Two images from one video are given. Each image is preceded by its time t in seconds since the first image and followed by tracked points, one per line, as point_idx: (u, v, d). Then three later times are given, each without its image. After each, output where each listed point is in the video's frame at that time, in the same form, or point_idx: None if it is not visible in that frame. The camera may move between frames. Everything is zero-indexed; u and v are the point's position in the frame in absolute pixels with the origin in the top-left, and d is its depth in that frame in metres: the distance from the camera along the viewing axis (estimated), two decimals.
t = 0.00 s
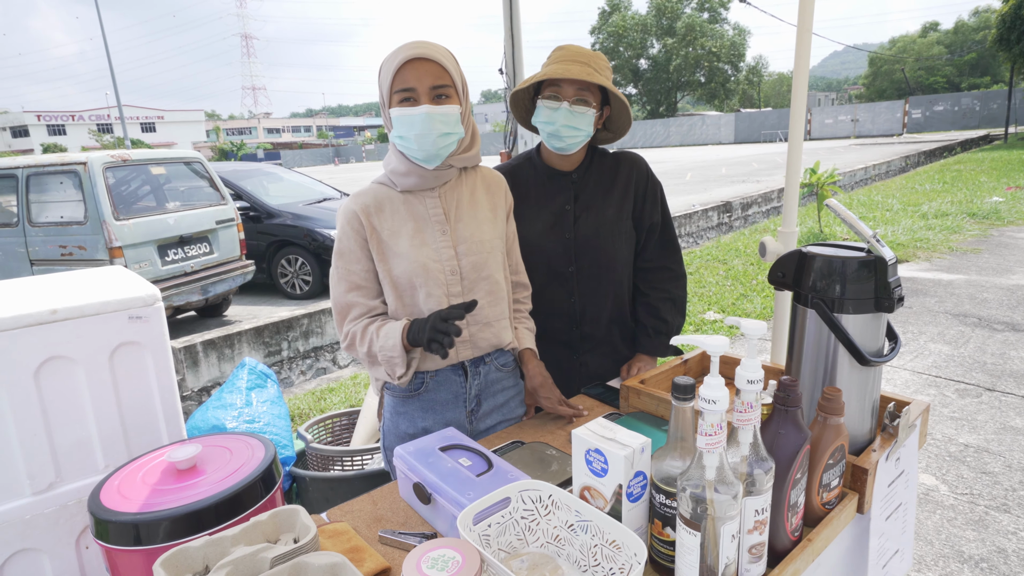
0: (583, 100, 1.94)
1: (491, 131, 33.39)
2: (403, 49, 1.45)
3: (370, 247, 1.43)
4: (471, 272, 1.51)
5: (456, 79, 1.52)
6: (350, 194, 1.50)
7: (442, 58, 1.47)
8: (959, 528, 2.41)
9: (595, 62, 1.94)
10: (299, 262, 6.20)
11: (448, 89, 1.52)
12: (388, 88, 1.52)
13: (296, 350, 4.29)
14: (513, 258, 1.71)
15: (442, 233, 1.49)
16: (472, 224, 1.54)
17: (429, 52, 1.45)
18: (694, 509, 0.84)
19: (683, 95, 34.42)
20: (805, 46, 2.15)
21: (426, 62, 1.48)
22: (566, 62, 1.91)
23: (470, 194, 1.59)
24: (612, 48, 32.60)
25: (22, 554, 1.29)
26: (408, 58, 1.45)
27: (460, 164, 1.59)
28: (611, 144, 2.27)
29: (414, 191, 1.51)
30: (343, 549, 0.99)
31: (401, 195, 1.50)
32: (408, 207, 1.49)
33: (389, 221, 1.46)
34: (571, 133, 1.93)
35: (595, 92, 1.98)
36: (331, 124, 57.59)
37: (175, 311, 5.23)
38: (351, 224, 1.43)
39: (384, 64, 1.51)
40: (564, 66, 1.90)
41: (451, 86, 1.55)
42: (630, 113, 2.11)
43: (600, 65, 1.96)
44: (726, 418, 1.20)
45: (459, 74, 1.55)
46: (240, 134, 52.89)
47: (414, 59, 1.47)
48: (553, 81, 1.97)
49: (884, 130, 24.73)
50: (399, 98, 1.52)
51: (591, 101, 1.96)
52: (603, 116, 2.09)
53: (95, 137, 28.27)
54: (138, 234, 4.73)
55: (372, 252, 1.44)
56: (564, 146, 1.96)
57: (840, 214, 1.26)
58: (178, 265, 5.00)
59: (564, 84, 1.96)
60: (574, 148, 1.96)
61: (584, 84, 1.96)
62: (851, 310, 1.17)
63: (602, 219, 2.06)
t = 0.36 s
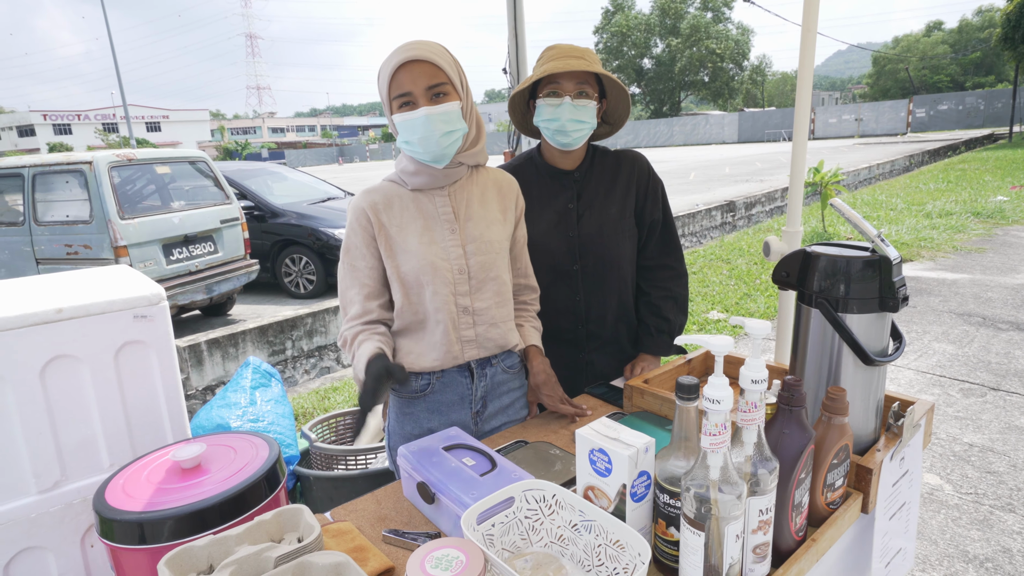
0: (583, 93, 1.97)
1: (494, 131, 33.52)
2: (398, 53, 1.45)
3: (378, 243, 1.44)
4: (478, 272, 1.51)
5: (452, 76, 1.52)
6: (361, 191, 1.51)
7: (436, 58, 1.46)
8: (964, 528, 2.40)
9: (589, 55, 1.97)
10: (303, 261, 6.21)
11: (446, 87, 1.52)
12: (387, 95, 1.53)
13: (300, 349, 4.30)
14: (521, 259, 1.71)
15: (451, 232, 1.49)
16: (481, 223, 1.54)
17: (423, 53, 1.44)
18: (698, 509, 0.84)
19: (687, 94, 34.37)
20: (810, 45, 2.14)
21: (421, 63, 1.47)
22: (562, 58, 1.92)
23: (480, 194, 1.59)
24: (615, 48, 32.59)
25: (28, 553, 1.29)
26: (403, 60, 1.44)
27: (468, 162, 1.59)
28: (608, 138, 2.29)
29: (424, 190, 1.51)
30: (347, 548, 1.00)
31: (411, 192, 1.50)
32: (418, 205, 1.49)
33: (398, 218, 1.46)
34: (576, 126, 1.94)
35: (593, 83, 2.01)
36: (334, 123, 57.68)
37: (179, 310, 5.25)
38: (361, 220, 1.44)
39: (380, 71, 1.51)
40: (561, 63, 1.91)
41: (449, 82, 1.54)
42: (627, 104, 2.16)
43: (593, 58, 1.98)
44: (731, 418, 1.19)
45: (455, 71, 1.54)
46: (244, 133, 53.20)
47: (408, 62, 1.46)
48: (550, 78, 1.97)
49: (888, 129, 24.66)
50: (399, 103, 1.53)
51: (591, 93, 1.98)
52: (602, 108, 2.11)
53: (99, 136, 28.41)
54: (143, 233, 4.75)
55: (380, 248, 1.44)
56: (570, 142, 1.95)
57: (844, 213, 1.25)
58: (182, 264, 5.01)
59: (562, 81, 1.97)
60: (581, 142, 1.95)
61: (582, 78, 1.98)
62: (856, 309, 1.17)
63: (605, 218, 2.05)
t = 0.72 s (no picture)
0: (578, 93, 1.96)
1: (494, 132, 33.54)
2: (393, 55, 1.45)
3: (378, 249, 1.43)
4: (478, 274, 1.51)
5: (448, 77, 1.52)
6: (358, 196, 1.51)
7: (432, 59, 1.46)
8: (967, 529, 2.39)
9: (587, 56, 1.97)
10: (305, 263, 6.21)
11: (441, 88, 1.52)
12: (383, 95, 1.53)
13: (302, 351, 4.30)
14: (521, 260, 1.71)
15: (450, 235, 1.49)
16: (480, 225, 1.54)
17: (419, 54, 1.45)
18: (700, 510, 0.84)
19: (688, 96, 34.36)
20: (810, 46, 2.14)
21: (417, 64, 1.47)
22: (559, 58, 1.93)
23: (478, 195, 1.59)
24: (616, 49, 32.61)
25: (29, 555, 1.29)
26: (398, 62, 1.45)
27: (465, 165, 1.59)
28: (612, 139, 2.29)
29: (421, 193, 1.51)
30: (349, 550, 1.00)
31: (409, 196, 1.50)
32: (416, 208, 1.49)
33: (396, 222, 1.46)
34: (571, 126, 1.94)
35: (590, 83, 2.00)
36: (336, 125, 57.77)
37: (181, 311, 5.26)
38: (360, 226, 1.43)
39: (377, 71, 1.51)
40: (557, 63, 1.92)
41: (445, 84, 1.54)
42: (627, 105, 2.15)
43: (591, 58, 1.97)
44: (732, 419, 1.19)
45: (451, 73, 1.54)
46: (245, 135, 53.35)
47: (404, 63, 1.47)
48: (548, 78, 1.98)
49: (889, 130, 24.67)
50: (395, 104, 1.53)
51: (588, 93, 1.97)
52: (601, 109, 2.11)
53: (102, 138, 28.49)
54: (145, 235, 4.76)
55: (380, 253, 1.44)
56: (566, 141, 1.95)
57: (845, 214, 1.25)
58: (184, 266, 5.02)
59: (559, 80, 1.97)
60: (576, 142, 1.95)
61: (579, 78, 1.98)
62: (858, 311, 1.17)
63: (608, 221, 2.05)
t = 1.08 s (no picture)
0: (586, 94, 1.96)
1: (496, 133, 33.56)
2: (395, 55, 1.45)
3: (377, 251, 1.43)
4: (476, 275, 1.51)
5: (449, 80, 1.52)
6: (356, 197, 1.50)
7: (434, 61, 1.46)
8: (969, 531, 2.38)
9: (593, 56, 1.97)
10: (306, 263, 6.22)
11: (442, 90, 1.52)
12: (384, 95, 1.53)
13: (304, 351, 4.30)
14: (520, 262, 1.71)
15: (448, 237, 1.49)
16: (479, 226, 1.54)
17: (421, 56, 1.44)
18: (702, 513, 0.84)
19: (689, 96, 34.33)
20: (812, 46, 2.14)
21: (419, 65, 1.47)
22: (565, 59, 1.93)
23: (477, 196, 1.59)
24: (617, 50, 32.59)
25: (31, 556, 1.29)
26: (400, 62, 1.44)
27: (464, 167, 1.59)
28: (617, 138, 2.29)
29: (419, 195, 1.51)
30: (349, 552, 0.99)
31: (407, 197, 1.49)
32: (415, 210, 1.49)
33: (395, 223, 1.46)
34: (578, 126, 1.93)
35: (596, 83, 2.00)
36: (337, 125, 57.85)
37: (183, 312, 5.26)
38: (359, 227, 1.42)
39: (378, 72, 1.51)
40: (564, 64, 1.92)
41: (446, 86, 1.54)
42: (632, 104, 2.15)
43: (597, 59, 1.97)
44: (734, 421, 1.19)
45: (452, 75, 1.54)
46: (247, 136, 53.47)
47: (406, 64, 1.46)
48: (554, 79, 1.98)
49: (890, 130, 24.64)
50: (396, 105, 1.53)
51: (594, 93, 1.97)
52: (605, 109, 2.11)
53: (104, 138, 28.57)
54: (147, 235, 4.76)
55: (378, 254, 1.43)
56: (572, 141, 1.95)
57: (848, 214, 1.25)
58: (186, 266, 5.02)
59: (566, 80, 1.97)
60: (583, 142, 1.95)
61: (585, 79, 1.98)
62: (861, 312, 1.16)
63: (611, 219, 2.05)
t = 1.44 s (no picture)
0: (578, 91, 1.93)
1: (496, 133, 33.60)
2: (399, 51, 1.44)
3: (379, 250, 1.42)
4: (479, 274, 1.50)
5: (453, 77, 1.51)
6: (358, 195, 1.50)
7: (437, 58, 1.46)
8: (973, 531, 2.37)
9: (582, 55, 1.96)
10: (308, 263, 6.22)
11: (446, 88, 1.50)
12: (386, 93, 1.52)
13: (305, 350, 4.30)
14: (523, 260, 1.70)
15: (451, 235, 1.48)
16: (482, 225, 1.53)
17: (424, 53, 1.44)
18: (706, 514, 0.83)
19: (691, 95, 34.29)
20: (816, 45, 2.13)
21: (422, 62, 1.46)
22: (555, 59, 1.93)
23: (480, 193, 1.59)
24: (619, 49, 32.55)
25: (32, 556, 1.29)
26: (404, 59, 1.44)
27: (467, 165, 1.58)
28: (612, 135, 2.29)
29: (422, 192, 1.50)
30: (351, 552, 0.99)
31: (410, 195, 1.49)
32: (417, 208, 1.48)
33: (397, 221, 1.45)
34: (572, 125, 1.94)
35: (588, 81, 1.98)
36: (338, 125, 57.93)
37: (185, 311, 5.26)
38: (361, 226, 1.42)
39: (381, 69, 1.51)
40: (554, 63, 1.91)
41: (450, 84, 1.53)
42: (626, 99, 2.13)
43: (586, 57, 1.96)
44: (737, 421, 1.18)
45: (456, 73, 1.53)
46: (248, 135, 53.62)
47: (409, 61, 1.46)
48: (546, 79, 1.97)
49: (892, 129, 24.59)
50: (398, 103, 1.52)
51: (586, 90, 1.94)
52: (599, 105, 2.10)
53: (106, 138, 28.64)
54: (148, 235, 4.76)
55: (381, 253, 1.43)
56: (568, 139, 1.97)
57: (852, 213, 1.24)
58: (187, 265, 5.02)
59: (557, 79, 1.95)
60: (578, 140, 1.96)
61: (576, 77, 1.96)
62: (865, 311, 1.15)
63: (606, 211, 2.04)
